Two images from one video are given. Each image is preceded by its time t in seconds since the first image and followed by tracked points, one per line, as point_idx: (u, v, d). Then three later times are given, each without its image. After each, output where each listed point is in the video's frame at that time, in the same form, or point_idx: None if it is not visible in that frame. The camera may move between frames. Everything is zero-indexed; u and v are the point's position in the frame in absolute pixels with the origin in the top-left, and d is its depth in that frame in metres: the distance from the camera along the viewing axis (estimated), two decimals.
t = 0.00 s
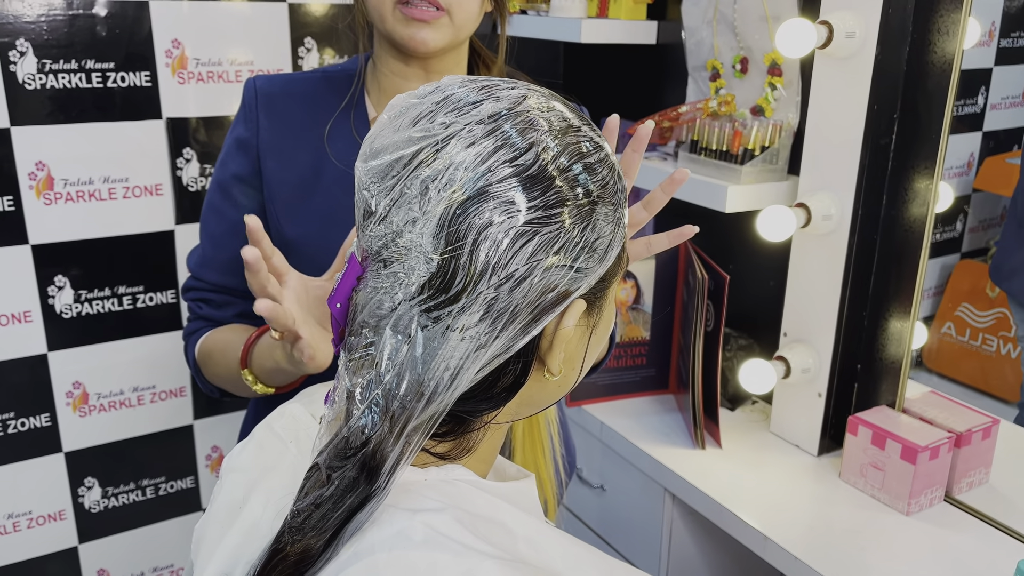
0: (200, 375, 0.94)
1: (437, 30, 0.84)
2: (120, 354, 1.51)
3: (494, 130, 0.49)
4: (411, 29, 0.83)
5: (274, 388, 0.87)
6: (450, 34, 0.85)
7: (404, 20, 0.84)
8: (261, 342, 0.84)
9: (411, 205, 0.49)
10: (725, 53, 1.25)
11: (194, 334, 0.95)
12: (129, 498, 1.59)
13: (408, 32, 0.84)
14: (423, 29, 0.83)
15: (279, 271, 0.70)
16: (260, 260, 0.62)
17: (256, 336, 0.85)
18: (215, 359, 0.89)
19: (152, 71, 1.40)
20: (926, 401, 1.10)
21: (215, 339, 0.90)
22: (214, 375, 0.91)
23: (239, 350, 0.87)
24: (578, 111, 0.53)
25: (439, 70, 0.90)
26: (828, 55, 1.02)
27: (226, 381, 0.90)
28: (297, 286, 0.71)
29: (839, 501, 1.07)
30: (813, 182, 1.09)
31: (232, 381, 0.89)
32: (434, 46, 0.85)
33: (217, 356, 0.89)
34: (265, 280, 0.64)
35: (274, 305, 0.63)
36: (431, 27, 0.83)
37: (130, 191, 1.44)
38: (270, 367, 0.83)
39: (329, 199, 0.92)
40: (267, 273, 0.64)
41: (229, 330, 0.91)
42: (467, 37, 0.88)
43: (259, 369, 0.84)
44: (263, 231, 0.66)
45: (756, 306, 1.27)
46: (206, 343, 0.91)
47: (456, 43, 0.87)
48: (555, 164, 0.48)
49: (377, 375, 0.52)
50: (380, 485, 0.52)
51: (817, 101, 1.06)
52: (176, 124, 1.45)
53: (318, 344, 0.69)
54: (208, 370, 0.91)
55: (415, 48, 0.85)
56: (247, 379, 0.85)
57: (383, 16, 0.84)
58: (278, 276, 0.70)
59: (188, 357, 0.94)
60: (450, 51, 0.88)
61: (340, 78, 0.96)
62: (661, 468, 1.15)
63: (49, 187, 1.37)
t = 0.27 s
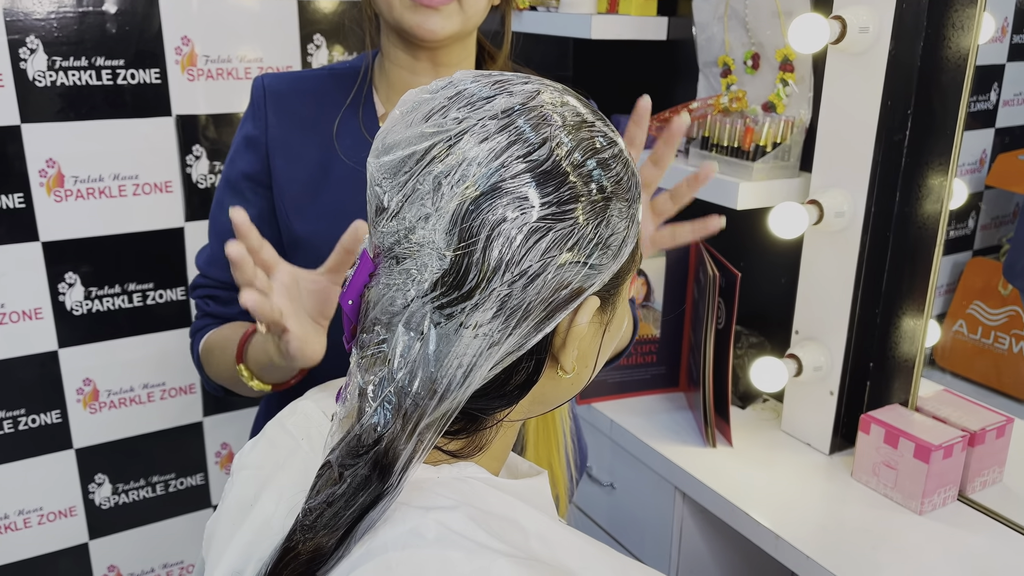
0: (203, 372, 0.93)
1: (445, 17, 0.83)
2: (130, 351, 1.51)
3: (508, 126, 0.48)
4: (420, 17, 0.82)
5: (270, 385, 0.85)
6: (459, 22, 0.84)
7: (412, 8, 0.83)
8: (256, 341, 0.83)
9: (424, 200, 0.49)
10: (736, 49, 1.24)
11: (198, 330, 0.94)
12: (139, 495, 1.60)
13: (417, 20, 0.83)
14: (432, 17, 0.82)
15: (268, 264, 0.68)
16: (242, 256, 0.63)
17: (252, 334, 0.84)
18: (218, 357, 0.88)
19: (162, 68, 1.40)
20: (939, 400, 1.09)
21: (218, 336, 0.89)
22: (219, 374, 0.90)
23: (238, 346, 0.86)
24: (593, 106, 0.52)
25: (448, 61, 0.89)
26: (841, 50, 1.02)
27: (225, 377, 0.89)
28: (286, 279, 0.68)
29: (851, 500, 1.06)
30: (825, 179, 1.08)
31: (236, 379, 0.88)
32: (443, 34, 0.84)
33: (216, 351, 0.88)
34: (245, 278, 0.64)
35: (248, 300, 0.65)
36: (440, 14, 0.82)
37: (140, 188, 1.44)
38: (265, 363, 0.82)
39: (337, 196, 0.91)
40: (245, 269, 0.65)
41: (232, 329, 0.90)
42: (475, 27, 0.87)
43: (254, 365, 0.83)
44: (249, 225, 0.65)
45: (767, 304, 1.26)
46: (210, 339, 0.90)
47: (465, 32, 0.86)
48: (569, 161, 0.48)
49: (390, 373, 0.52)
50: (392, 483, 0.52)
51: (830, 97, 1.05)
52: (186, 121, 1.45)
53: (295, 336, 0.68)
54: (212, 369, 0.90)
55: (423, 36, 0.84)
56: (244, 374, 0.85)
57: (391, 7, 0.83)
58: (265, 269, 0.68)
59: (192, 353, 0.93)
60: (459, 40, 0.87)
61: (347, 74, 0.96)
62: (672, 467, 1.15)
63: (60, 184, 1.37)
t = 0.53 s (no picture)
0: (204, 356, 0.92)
1: (442, 8, 0.82)
2: (135, 345, 1.51)
3: (513, 114, 0.48)
4: (418, 8, 0.81)
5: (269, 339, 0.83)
6: (458, 14, 0.83)
7: None
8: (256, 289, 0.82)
9: (429, 190, 0.48)
10: (742, 41, 1.23)
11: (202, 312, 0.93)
12: (144, 489, 1.60)
13: (415, 11, 0.82)
14: (430, 10, 0.81)
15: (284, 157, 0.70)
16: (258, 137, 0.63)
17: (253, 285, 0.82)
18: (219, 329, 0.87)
19: (165, 62, 1.40)
20: (946, 393, 1.09)
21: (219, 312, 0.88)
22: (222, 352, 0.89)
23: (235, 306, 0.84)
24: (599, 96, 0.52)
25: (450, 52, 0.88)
26: (848, 41, 1.01)
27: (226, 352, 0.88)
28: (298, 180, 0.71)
29: (858, 493, 1.06)
30: (832, 171, 1.07)
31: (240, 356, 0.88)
32: (440, 26, 0.82)
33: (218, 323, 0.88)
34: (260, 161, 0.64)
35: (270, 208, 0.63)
36: (437, 6, 0.81)
37: (144, 183, 1.44)
38: (264, 309, 0.79)
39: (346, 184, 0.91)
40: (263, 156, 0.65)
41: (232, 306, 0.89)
42: (476, 19, 0.86)
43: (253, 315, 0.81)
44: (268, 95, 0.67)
45: (773, 297, 1.26)
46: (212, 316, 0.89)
47: (463, 25, 0.85)
48: (575, 150, 0.47)
49: (395, 364, 0.51)
50: (398, 475, 0.52)
51: (837, 88, 1.05)
52: (189, 116, 1.45)
53: (301, 250, 0.69)
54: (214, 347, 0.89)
55: (421, 27, 0.83)
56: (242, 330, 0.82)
57: None
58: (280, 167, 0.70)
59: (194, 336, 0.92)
60: (460, 32, 0.86)
61: (353, 64, 0.95)
62: (677, 460, 1.14)
63: (63, 179, 1.37)
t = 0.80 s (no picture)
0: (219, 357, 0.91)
1: None
2: (137, 340, 1.51)
3: (525, 97, 0.47)
4: None
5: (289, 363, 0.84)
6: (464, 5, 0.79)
7: None
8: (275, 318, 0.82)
9: (441, 174, 0.48)
10: (745, 31, 1.23)
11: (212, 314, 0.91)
12: (148, 484, 1.60)
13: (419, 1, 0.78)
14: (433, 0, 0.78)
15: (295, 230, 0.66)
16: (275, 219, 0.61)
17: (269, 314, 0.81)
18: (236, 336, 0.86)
19: (166, 55, 1.39)
20: (952, 383, 1.09)
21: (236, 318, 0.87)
22: (235, 357, 0.88)
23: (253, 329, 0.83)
24: (611, 79, 0.52)
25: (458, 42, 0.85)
26: (852, 30, 1.00)
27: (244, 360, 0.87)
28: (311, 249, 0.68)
29: (864, 483, 1.06)
30: (837, 160, 1.07)
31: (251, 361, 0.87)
32: (444, 17, 0.79)
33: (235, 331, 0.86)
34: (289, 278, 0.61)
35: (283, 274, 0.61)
36: None
37: (146, 177, 1.43)
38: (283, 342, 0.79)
39: (361, 175, 0.90)
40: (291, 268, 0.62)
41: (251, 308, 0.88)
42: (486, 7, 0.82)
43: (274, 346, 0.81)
44: (276, 187, 0.63)
45: (778, 288, 1.26)
46: (227, 321, 0.88)
47: (470, 15, 0.81)
48: (587, 133, 0.47)
49: (406, 350, 0.51)
50: (408, 462, 0.51)
51: (842, 76, 1.04)
52: (191, 109, 1.44)
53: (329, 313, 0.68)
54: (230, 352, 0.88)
55: (425, 18, 0.79)
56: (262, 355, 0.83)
57: None
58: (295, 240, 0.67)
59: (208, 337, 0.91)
60: (467, 22, 0.83)
61: (365, 52, 0.93)
62: (683, 452, 1.14)
63: (65, 173, 1.37)
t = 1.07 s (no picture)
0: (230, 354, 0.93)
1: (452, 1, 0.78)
2: (141, 343, 1.51)
3: (546, 100, 0.48)
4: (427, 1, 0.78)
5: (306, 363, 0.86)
6: (470, 6, 0.79)
7: None
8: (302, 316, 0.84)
9: (463, 177, 0.48)
10: (749, 30, 1.23)
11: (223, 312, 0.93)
12: (152, 487, 1.60)
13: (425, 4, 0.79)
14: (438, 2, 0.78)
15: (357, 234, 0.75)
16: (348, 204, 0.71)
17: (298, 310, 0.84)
18: (251, 335, 0.87)
19: (168, 57, 1.39)
20: (958, 380, 1.10)
21: (250, 315, 0.89)
22: (250, 353, 0.89)
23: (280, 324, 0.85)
24: (631, 82, 0.52)
25: (469, 44, 0.85)
26: (857, 29, 1.01)
27: (256, 358, 0.89)
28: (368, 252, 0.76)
29: (872, 482, 1.06)
30: (842, 159, 1.07)
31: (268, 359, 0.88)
32: (450, 19, 0.79)
33: (249, 329, 0.88)
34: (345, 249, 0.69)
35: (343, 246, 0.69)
36: None
37: (148, 179, 1.43)
38: (309, 339, 0.81)
39: (376, 180, 0.91)
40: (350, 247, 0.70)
41: (267, 308, 0.89)
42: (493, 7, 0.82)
43: (297, 342, 0.83)
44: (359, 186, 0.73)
45: (783, 287, 1.26)
46: (241, 318, 0.90)
47: (478, 15, 0.81)
48: (608, 136, 0.47)
49: (429, 353, 0.51)
50: (432, 466, 0.51)
51: (847, 75, 1.04)
52: (193, 111, 1.44)
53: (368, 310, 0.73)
54: (242, 350, 0.89)
55: (431, 21, 0.79)
56: (282, 350, 0.84)
57: None
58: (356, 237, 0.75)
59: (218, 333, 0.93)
60: (476, 21, 0.82)
61: (377, 55, 0.93)
62: (689, 451, 1.14)
63: (68, 176, 1.36)
